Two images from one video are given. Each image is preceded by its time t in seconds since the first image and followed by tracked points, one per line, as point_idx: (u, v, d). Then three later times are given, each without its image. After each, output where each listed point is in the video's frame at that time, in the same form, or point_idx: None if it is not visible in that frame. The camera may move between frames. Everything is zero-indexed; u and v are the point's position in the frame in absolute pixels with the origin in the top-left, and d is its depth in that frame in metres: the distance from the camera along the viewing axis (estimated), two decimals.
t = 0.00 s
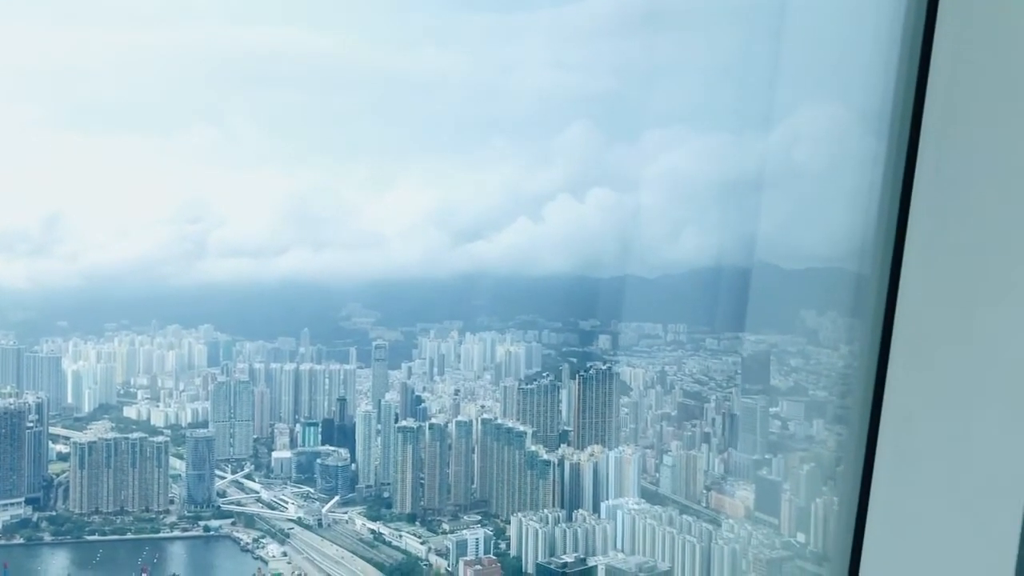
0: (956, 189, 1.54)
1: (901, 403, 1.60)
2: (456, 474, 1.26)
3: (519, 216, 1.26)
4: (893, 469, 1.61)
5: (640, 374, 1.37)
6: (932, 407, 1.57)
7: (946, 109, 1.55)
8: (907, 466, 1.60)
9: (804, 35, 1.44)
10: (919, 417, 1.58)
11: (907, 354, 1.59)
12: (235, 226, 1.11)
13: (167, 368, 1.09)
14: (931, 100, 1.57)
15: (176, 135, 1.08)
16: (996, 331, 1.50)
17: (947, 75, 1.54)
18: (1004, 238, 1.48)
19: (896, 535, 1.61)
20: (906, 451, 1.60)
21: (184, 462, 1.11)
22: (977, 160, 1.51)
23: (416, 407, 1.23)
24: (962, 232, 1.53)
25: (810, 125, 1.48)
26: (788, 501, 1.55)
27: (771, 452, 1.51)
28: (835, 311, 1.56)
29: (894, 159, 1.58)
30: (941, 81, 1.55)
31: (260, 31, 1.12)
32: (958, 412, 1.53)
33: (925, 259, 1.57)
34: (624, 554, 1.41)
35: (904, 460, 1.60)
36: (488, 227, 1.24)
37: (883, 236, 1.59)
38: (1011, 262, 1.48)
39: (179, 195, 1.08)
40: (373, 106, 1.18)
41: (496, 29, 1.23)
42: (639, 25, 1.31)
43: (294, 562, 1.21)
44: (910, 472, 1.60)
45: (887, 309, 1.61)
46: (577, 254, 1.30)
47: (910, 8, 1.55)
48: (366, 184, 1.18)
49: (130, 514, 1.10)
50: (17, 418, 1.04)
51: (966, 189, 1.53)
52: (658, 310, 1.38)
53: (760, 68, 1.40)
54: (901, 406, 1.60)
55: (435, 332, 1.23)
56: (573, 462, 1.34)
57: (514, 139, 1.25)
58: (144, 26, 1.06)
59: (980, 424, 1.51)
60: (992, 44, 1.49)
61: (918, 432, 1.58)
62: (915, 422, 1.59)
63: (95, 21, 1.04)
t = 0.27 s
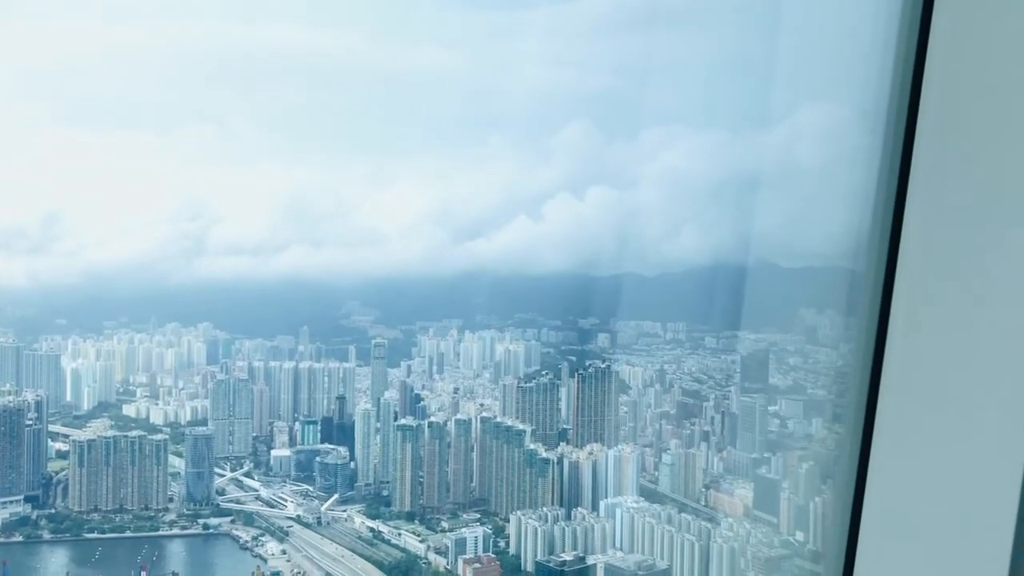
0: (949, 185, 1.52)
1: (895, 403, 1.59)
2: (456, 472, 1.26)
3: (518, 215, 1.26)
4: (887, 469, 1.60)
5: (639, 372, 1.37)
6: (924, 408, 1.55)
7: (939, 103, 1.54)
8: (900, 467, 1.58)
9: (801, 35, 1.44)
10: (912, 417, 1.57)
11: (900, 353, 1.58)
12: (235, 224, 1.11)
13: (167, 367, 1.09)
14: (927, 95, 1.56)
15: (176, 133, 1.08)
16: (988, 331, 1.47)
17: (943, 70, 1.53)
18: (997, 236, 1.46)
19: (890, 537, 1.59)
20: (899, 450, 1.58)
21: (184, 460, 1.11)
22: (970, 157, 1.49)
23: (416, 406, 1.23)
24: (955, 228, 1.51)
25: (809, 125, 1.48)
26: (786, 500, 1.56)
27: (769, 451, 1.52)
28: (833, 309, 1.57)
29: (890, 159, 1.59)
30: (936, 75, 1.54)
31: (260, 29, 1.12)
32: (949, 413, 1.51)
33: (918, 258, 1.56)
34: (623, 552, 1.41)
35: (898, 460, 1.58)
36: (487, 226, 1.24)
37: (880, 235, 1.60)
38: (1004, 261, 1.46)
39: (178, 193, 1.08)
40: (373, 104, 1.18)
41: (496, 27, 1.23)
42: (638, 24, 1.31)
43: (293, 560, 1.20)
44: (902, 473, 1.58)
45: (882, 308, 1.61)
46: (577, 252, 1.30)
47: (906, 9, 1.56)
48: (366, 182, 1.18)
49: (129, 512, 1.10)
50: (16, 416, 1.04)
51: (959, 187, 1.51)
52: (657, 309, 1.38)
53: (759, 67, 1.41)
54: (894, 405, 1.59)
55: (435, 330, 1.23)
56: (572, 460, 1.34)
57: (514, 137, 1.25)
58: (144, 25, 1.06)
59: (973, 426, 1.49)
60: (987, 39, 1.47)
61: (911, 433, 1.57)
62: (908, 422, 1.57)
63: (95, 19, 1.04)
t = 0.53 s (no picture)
0: (946, 181, 1.51)
1: (891, 400, 1.58)
2: (456, 470, 1.26)
3: (518, 214, 1.26)
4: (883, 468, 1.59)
5: (639, 370, 1.37)
6: (921, 405, 1.53)
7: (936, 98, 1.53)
8: (896, 465, 1.57)
9: (801, 34, 1.45)
10: (909, 415, 1.55)
11: (897, 350, 1.57)
12: (236, 222, 1.11)
13: (167, 365, 1.09)
14: (924, 91, 1.55)
15: (176, 130, 1.08)
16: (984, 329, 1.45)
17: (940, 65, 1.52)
18: (994, 233, 1.44)
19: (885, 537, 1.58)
20: (895, 448, 1.57)
21: (184, 458, 1.11)
22: (969, 155, 1.48)
23: (415, 404, 1.23)
24: (952, 224, 1.50)
25: (808, 123, 1.49)
26: (786, 498, 1.56)
27: (769, 450, 1.52)
28: (832, 308, 1.57)
29: (889, 158, 1.60)
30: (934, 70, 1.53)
31: (260, 27, 1.12)
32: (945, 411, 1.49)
33: (917, 256, 1.55)
34: (623, 550, 1.41)
35: (894, 458, 1.57)
36: (487, 224, 1.24)
37: (880, 234, 1.61)
38: (1001, 258, 1.44)
39: (179, 191, 1.08)
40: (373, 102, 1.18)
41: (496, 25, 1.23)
42: (639, 22, 1.31)
43: (293, 557, 1.20)
44: (898, 471, 1.56)
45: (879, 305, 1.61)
46: (577, 251, 1.31)
47: (906, 8, 1.56)
48: (366, 180, 1.18)
49: (129, 509, 1.10)
50: (16, 413, 1.04)
51: (956, 183, 1.50)
52: (657, 307, 1.38)
53: (758, 66, 1.41)
54: (891, 402, 1.58)
55: (435, 328, 1.23)
56: (572, 458, 1.34)
57: (514, 135, 1.25)
58: (144, 23, 1.06)
59: (969, 423, 1.47)
60: (984, 34, 1.46)
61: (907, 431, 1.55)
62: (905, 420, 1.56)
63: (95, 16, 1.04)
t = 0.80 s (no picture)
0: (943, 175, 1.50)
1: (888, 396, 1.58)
2: (456, 468, 1.27)
3: (519, 212, 1.26)
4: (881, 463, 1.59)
5: (640, 369, 1.37)
6: (918, 400, 1.53)
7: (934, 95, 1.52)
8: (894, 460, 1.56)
9: (801, 33, 1.45)
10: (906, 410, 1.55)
11: (894, 346, 1.57)
12: (236, 220, 1.11)
13: (167, 363, 1.09)
14: (921, 86, 1.54)
15: (177, 128, 1.08)
16: (981, 323, 1.45)
17: (937, 61, 1.52)
18: (993, 228, 1.44)
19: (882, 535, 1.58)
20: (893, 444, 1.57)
21: (184, 456, 1.11)
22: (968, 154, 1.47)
23: (416, 402, 1.23)
24: (949, 218, 1.50)
25: (809, 122, 1.49)
26: (787, 497, 1.56)
27: (770, 448, 1.52)
28: (833, 306, 1.57)
29: (889, 157, 1.60)
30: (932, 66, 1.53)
31: (261, 25, 1.12)
32: (943, 405, 1.49)
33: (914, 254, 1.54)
34: (623, 549, 1.41)
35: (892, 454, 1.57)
36: (488, 222, 1.24)
37: (880, 232, 1.61)
38: (1000, 253, 1.44)
39: (179, 189, 1.08)
40: (374, 99, 1.18)
41: (497, 23, 1.22)
42: (639, 20, 1.31)
43: (294, 555, 1.20)
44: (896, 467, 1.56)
45: (876, 301, 1.61)
46: (578, 250, 1.30)
47: (905, 7, 1.56)
48: (366, 179, 1.18)
49: (130, 507, 1.09)
50: (17, 411, 1.04)
51: (955, 182, 1.49)
52: (658, 306, 1.38)
53: (759, 64, 1.41)
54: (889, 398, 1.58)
55: (435, 327, 1.23)
56: (573, 456, 1.34)
57: (515, 133, 1.25)
58: (144, 20, 1.06)
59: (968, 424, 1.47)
60: (983, 29, 1.45)
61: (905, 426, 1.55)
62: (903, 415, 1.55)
63: (96, 13, 1.04)
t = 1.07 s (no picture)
0: (943, 171, 1.50)
1: (887, 393, 1.57)
2: (458, 466, 1.27)
3: (520, 210, 1.26)
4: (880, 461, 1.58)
5: (641, 367, 1.37)
6: (917, 397, 1.53)
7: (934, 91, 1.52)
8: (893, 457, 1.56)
9: (803, 31, 1.45)
10: (905, 407, 1.54)
11: (893, 342, 1.56)
12: (238, 217, 1.11)
13: (169, 360, 1.09)
14: (920, 83, 1.54)
15: (179, 125, 1.08)
16: (981, 319, 1.45)
17: (937, 57, 1.51)
18: (993, 225, 1.44)
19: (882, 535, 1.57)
20: (892, 440, 1.56)
21: (187, 453, 1.11)
22: (968, 151, 1.46)
23: (418, 400, 1.23)
24: (948, 214, 1.49)
25: (811, 120, 1.49)
26: (789, 496, 1.56)
27: (771, 447, 1.52)
28: (834, 305, 1.57)
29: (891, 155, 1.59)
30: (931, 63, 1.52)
31: (263, 22, 1.12)
32: (943, 401, 1.49)
33: (913, 252, 1.54)
34: (625, 547, 1.41)
35: (891, 451, 1.56)
36: (490, 220, 1.24)
37: (883, 230, 1.60)
38: (1000, 251, 1.43)
39: (181, 186, 1.08)
40: (376, 97, 1.18)
41: (499, 21, 1.22)
42: (641, 18, 1.31)
43: (295, 553, 1.20)
44: (895, 464, 1.55)
45: (876, 299, 1.60)
46: (579, 248, 1.30)
47: (907, 5, 1.56)
48: (368, 177, 1.18)
49: (132, 505, 1.09)
50: (20, 408, 1.04)
51: (955, 180, 1.48)
52: (659, 303, 1.38)
53: (761, 62, 1.41)
54: (888, 394, 1.57)
55: (437, 325, 1.23)
56: (574, 454, 1.34)
57: (517, 131, 1.25)
58: (146, 17, 1.06)
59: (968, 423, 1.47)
60: (983, 25, 1.44)
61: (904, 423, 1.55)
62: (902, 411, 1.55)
63: (98, 10, 1.04)
